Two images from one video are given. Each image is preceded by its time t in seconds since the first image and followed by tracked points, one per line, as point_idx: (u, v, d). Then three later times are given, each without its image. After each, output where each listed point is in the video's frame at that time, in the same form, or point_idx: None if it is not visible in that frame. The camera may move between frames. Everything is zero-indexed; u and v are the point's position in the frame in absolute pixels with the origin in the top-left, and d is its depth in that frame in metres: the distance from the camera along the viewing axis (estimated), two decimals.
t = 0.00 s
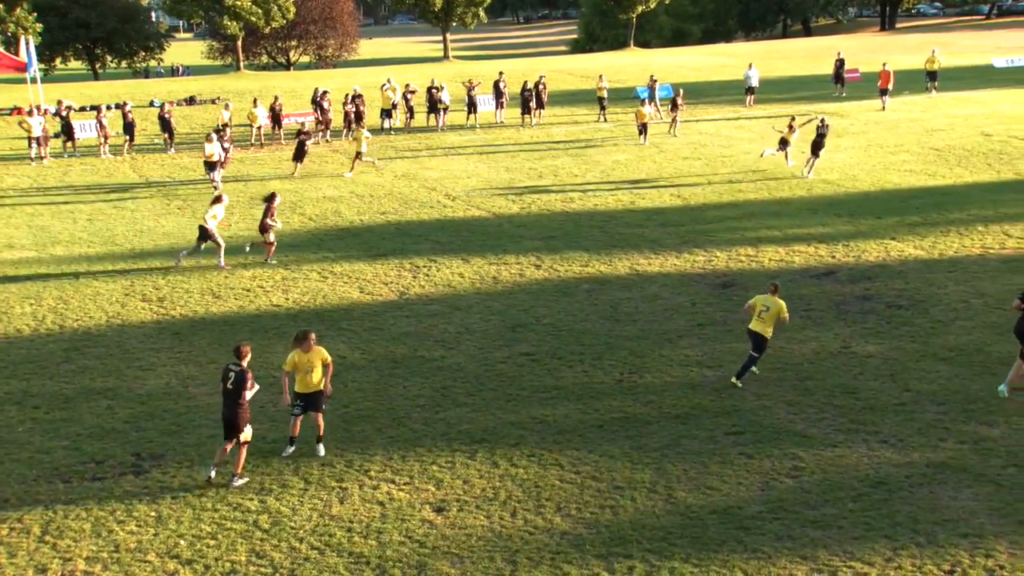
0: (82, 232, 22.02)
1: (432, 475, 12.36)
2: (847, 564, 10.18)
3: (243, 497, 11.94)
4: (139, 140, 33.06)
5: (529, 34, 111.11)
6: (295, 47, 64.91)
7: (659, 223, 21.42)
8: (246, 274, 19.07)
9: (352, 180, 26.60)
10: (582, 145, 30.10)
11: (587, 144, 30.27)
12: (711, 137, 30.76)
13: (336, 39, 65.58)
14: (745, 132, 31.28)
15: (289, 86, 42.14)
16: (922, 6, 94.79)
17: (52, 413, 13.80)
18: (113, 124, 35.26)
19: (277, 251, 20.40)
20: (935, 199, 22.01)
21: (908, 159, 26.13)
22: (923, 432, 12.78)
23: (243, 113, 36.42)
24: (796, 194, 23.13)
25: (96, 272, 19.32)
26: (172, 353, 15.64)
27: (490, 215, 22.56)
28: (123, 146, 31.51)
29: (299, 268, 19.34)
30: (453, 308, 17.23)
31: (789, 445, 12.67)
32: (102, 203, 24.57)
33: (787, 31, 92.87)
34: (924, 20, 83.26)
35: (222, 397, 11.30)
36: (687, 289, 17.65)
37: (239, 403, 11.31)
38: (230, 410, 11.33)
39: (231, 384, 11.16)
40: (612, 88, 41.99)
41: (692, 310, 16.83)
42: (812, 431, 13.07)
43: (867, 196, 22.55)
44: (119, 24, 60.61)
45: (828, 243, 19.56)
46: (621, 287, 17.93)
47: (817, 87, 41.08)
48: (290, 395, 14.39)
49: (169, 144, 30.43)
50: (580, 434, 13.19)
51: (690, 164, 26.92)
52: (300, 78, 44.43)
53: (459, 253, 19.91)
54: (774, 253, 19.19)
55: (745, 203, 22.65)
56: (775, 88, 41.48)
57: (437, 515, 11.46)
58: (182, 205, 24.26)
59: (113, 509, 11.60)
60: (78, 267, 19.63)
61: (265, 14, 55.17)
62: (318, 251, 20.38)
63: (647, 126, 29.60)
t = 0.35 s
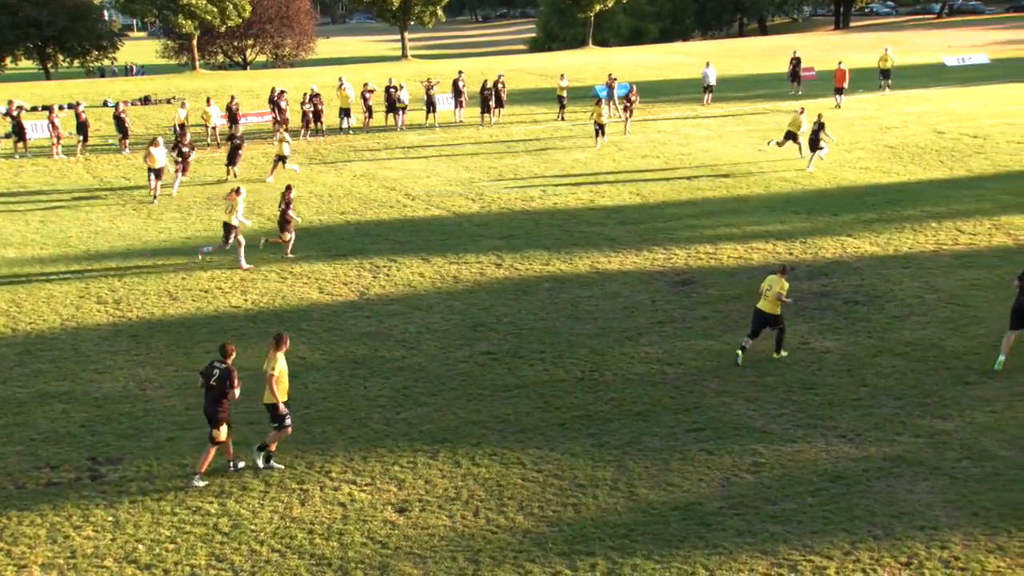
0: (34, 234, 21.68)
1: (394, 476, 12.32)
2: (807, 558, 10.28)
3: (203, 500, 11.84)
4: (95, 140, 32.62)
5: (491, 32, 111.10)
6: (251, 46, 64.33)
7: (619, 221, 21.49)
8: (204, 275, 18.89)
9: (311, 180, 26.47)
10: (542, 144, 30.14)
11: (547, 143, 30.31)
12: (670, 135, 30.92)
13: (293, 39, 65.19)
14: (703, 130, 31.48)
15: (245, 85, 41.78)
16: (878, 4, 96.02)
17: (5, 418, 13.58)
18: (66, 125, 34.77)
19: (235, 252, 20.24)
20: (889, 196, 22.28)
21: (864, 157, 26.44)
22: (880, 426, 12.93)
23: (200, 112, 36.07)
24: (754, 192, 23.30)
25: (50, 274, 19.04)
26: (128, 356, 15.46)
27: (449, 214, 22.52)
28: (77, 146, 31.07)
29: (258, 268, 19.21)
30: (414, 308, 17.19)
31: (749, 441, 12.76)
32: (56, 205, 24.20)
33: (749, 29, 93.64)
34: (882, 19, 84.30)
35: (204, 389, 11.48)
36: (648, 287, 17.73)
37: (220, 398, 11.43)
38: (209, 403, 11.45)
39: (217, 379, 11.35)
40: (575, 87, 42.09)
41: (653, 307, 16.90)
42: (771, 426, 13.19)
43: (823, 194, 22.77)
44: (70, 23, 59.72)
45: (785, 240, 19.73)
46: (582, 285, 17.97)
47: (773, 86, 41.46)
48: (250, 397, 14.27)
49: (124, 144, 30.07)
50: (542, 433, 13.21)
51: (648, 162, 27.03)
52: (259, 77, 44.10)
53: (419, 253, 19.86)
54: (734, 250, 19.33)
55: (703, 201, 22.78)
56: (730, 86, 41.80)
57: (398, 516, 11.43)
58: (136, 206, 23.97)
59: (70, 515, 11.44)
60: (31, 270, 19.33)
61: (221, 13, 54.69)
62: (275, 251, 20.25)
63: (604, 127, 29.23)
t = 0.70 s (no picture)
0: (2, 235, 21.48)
1: (370, 475, 12.29)
2: (781, 554, 10.33)
3: (176, 502, 11.76)
4: (65, 140, 32.34)
5: (465, 30, 111.02)
6: (223, 45, 63.86)
7: (593, 220, 21.52)
8: (177, 275, 18.78)
9: (283, 179, 26.38)
10: (515, 143, 30.15)
11: (521, 141, 30.34)
12: (643, 133, 31.01)
13: (264, 38, 64.87)
14: (676, 128, 31.58)
15: (216, 85, 41.57)
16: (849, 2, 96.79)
17: None
18: (35, 124, 34.46)
19: (207, 251, 20.15)
20: (860, 193, 22.44)
21: (835, 154, 26.62)
22: (853, 422, 13.00)
23: (172, 112, 35.85)
24: (726, 190, 23.40)
25: (20, 275, 18.88)
26: (100, 357, 15.35)
27: (424, 213, 22.50)
28: (47, 146, 30.79)
29: (232, 268, 19.13)
30: (388, 307, 17.15)
31: (723, 438, 12.81)
32: (24, 205, 23.97)
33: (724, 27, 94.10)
34: (856, 17, 84.93)
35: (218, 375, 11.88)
36: (622, 285, 17.77)
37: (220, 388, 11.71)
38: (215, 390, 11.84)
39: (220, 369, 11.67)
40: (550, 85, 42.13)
41: (627, 305, 16.95)
42: (745, 422, 13.24)
43: (795, 191, 22.90)
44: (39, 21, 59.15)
45: (758, 238, 19.83)
46: (556, 283, 17.99)
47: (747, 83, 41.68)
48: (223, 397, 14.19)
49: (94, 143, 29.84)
50: (517, 432, 13.21)
51: (621, 160, 27.10)
52: (230, 76, 43.90)
53: (393, 252, 19.83)
54: (708, 248, 19.40)
55: (676, 198, 22.87)
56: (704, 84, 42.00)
57: (374, 516, 11.40)
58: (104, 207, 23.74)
59: (41, 518, 11.34)
60: None
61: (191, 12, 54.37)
62: (246, 251, 20.16)
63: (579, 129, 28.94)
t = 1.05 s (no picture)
0: None
1: (339, 470, 12.26)
2: (749, 544, 10.40)
3: (143, 499, 11.66)
4: (28, 135, 31.94)
5: (436, 23, 110.67)
6: (187, 38, 63.01)
7: (561, 212, 21.55)
8: (141, 271, 18.62)
9: (249, 173, 26.21)
10: (483, 136, 30.11)
11: (489, 135, 30.33)
12: (611, 126, 31.09)
13: (230, 30, 64.29)
14: (644, 121, 31.64)
15: (181, 79, 41.23)
16: None
17: None
18: None
19: (172, 247, 19.98)
20: (827, 185, 22.60)
21: (801, 146, 26.78)
22: (819, 412, 13.11)
23: (137, 106, 35.51)
24: (693, 182, 23.49)
25: None
26: (64, 354, 15.18)
27: (391, 207, 22.44)
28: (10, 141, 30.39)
29: (197, 264, 18.98)
30: (357, 301, 17.09)
31: (692, 429, 12.87)
32: None
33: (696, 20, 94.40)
34: (824, 10, 85.51)
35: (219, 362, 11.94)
36: (591, 278, 17.80)
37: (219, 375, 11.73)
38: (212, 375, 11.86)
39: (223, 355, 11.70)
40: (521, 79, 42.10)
41: (596, 297, 16.99)
42: (712, 413, 13.31)
43: (761, 184, 23.03)
44: None
45: (726, 230, 19.93)
46: (525, 276, 18.00)
47: (717, 76, 41.86)
48: (190, 393, 14.09)
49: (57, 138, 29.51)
50: (487, 425, 13.22)
51: (588, 153, 27.14)
52: (196, 71, 43.58)
53: (360, 246, 19.77)
54: (676, 240, 19.49)
55: (644, 191, 22.93)
56: (673, 77, 42.16)
57: (343, 510, 11.37)
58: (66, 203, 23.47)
59: (3, 518, 11.21)
60: None
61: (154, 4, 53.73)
62: (211, 246, 20.01)
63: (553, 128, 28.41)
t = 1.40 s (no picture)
0: None
1: (310, 470, 12.20)
2: (720, 540, 10.45)
3: (112, 502, 11.56)
4: None
5: (410, 20, 110.41)
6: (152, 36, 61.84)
7: (530, 211, 21.56)
8: (107, 271, 18.46)
9: (217, 172, 26.05)
10: (453, 134, 30.07)
11: (459, 133, 30.32)
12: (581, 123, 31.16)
13: (196, 29, 62.96)
14: (615, 119, 31.72)
15: (147, 77, 40.90)
16: None
17: None
18: None
19: (139, 247, 19.82)
20: (796, 181, 22.76)
21: (770, 143, 26.95)
22: (789, 408, 13.18)
23: (104, 105, 35.19)
24: (663, 180, 23.58)
25: None
26: (30, 356, 15.03)
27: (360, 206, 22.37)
28: None
29: (165, 264, 18.84)
30: (327, 301, 17.03)
31: (663, 426, 12.90)
32: None
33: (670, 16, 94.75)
34: (795, 7, 86.02)
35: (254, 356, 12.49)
36: (562, 275, 17.83)
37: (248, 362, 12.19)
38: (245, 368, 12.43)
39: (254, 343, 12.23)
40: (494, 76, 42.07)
41: (567, 295, 17.01)
42: (683, 409, 13.35)
43: (730, 181, 23.15)
44: None
45: (696, 227, 20.02)
46: (496, 274, 18.00)
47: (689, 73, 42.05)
48: (159, 394, 13.98)
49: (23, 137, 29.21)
50: (459, 423, 13.20)
51: (558, 151, 27.17)
52: (163, 70, 43.28)
53: (330, 245, 19.69)
54: (646, 237, 19.55)
55: (614, 189, 23.00)
56: (644, 74, 42.31)
57: (315, 511, 11.32)
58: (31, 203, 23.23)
59: None
60: None
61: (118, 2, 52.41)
62: (178, 246, 19.87)
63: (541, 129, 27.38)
